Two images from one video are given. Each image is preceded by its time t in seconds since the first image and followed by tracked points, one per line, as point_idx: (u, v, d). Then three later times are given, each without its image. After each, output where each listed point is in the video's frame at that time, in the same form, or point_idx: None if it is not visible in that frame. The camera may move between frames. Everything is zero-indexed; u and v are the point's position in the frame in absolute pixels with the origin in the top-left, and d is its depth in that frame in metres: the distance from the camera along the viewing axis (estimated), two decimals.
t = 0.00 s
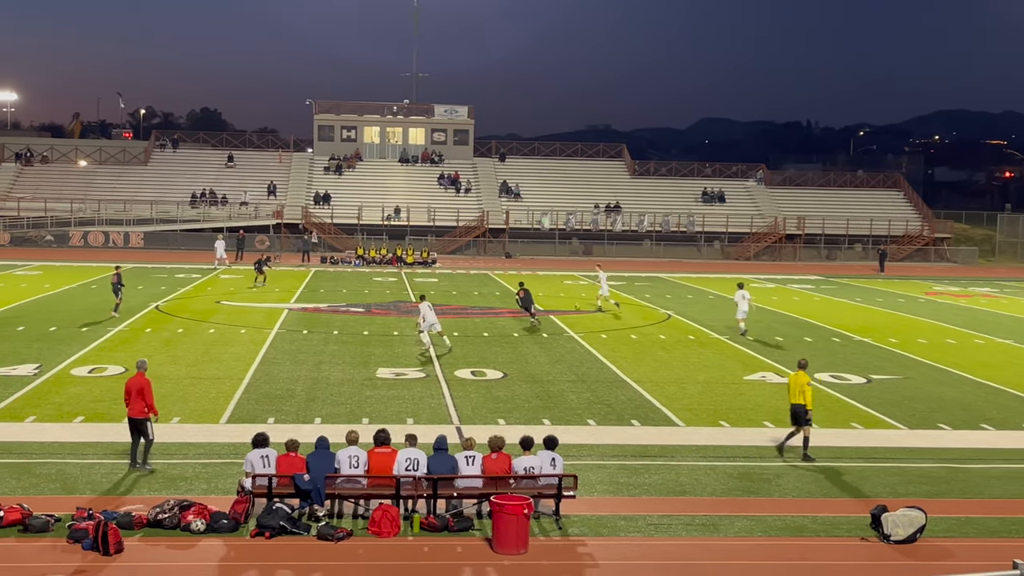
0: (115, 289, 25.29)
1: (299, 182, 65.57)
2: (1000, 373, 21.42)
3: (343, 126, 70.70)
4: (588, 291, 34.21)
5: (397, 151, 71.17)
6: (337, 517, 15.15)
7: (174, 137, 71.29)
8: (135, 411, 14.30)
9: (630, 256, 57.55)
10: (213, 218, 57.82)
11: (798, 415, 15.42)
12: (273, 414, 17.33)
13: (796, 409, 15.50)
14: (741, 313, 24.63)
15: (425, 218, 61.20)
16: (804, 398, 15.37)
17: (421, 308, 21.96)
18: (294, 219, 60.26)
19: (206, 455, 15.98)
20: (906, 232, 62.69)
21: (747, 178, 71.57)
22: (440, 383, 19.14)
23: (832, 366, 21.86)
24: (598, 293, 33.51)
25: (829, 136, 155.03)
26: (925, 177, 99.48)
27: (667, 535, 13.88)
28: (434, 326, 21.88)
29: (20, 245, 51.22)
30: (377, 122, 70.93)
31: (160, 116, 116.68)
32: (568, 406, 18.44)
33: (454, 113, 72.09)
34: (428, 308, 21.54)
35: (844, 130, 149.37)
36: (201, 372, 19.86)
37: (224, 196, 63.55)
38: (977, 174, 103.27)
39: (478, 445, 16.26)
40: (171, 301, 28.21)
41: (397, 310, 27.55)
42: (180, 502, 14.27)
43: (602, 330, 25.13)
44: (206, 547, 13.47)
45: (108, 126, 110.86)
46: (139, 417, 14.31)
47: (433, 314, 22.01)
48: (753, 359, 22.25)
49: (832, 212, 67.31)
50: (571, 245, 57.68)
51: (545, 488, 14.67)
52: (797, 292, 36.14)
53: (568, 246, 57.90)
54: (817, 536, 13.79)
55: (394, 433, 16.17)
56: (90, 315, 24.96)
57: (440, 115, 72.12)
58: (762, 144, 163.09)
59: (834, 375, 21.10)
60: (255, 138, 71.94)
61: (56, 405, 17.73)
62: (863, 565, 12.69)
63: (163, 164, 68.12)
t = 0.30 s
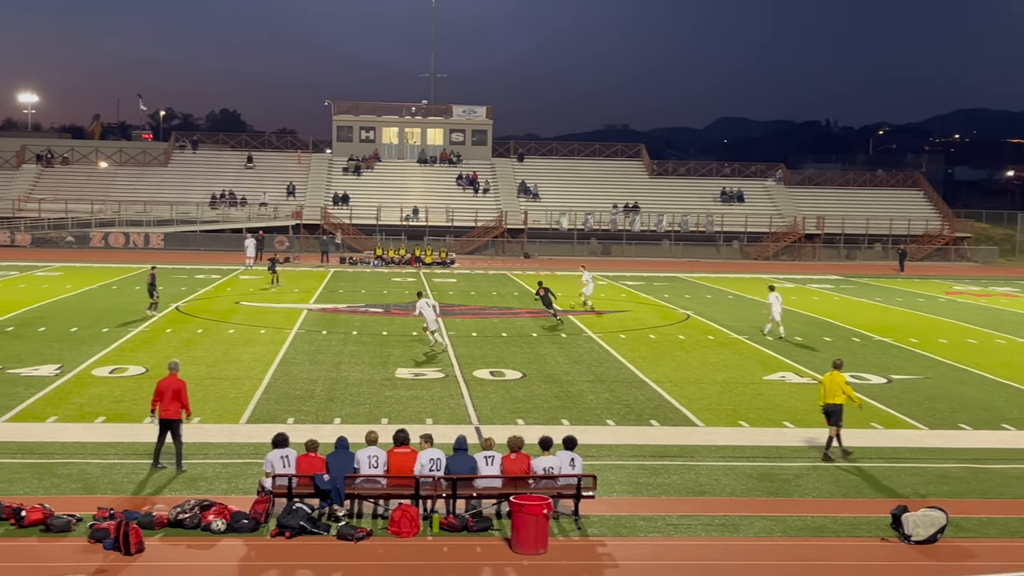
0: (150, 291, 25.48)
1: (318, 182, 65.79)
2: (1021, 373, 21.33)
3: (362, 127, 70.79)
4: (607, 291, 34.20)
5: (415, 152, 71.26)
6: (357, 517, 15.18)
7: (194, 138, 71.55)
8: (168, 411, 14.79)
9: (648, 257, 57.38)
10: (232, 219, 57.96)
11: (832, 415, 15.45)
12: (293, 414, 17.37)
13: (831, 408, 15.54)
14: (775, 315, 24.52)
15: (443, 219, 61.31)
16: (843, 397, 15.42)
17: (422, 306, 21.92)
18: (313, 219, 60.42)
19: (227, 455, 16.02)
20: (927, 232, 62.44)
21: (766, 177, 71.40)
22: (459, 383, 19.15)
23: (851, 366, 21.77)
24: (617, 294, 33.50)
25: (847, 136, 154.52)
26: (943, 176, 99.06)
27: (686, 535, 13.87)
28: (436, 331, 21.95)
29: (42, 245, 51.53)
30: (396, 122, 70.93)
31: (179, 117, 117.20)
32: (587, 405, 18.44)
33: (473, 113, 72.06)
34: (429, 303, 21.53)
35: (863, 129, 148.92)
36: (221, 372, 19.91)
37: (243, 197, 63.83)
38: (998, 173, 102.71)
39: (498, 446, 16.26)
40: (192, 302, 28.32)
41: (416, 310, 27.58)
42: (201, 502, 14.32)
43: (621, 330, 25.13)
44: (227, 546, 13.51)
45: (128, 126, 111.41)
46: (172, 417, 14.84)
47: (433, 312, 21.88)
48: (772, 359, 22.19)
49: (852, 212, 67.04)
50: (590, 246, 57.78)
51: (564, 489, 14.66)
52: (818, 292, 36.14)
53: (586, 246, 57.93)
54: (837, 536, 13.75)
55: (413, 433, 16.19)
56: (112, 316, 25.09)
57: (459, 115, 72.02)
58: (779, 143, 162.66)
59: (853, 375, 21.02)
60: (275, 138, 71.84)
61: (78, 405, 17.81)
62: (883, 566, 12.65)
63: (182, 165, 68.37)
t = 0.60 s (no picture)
0: (190, 289, 25.75)
1: (342, 183, 66.06)
2: None
3: (387, 128, 70.77)
4: (633, 291, 34.20)
5: (440, 152, 71.37)
6: (383, 517, 15.23)
7: (220, 140, 71.87)
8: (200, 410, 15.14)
9: (673, 256, 57.20)
10: (258, 220, 58.10)
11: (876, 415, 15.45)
12: (319, 414, 17.42)
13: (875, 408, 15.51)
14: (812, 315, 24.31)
15: (467, 219, 61.45)
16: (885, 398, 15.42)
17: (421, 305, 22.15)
18: (338, 221, 60.69)
19: (254, 455, 16.09)
20: (954, 231, 62.17)
21: (792, 176, 71.17)
22: (484, 383, 19.16)
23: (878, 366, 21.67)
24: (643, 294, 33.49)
25: (873, 135, 153.90)
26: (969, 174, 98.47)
27: (713, 536, 13.85)
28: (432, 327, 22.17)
29: (69, 246, 51.89)
30: (421, 123, 70.94)
31: (206, 119, 117.91)
32: (613, 405, 18.44)
33: (497, 113, 71.99)
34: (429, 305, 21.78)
35: (888, 127, 148.28)
36: (247, 372, 19.99)
37: (268, 198, 64.16)
38: None
39: (524, 446, 16.27)
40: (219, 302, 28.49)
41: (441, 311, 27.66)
42: (228, 502, 14.38)
43: (647, 330, 25.14)
44: (254, 546, 13.56)
45: (155, 128, 112.14)
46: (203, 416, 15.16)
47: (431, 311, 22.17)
48: (798, 360, 22.14)
49: (879, 212, 66.74)
50: (615, 246, 57.61)
51: (590, 489, 14.66)
52: (845, 292, 36.10)
53: (611, 246, 57.72)
54: (865, 537, 13.70)
55: (438, 433, 16.22)
56: (141, 317, 25.27)
57: (483, 116, 71.98)
58: (804, 142, 162.12)
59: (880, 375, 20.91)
60: (301, 139, 72.02)
61: (106, 405, 17.91)
62: (911, 566, 12.61)
63: (208, 167, 68.65)
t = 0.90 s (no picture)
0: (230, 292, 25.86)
1: (371, 183, 66.39)
2: None
3: (415, 128, 71.14)
4: (661, 291, 34.20)
5: (468, 153, 71.50)
6: (412, 517, 15.25)
7: (249, 141, 72.27)
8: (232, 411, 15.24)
9: (702, 256, 57.16)
10: (287, 221, 58.32)
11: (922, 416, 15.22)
12: (348, 414, 17.47)
13: (919, 408, 15.27)
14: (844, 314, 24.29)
15: (495, 219, 61.59)
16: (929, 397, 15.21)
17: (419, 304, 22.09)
18: (367, 222, 60.97)
19: (284, 455, 16.15)
20: (985, 231, 61.66)
21: (822, 176, 70.80)
22: (513, 384, 19.15)
23: (909, 365, 21.53)
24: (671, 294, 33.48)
25: (902, 134, 152.75)
26: (1000, 173, 97.62)
27: (742, 537, 13.79)
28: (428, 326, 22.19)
29: (100, 248, 52.43)
30: (449, 123, 71.26)
31: (236, 120, 118.76)
32: (641, 406, 18.41)
33: (525, 113, 71.97)
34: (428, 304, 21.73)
35: (918, 126, 147.33)
36: (276, 373, 20.07)
37: (296, 199, 64.57)
38: None
39: (552, 446, 16.25)
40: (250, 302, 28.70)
41: (469, 311, 27.74)
42: (258, 502, 14.43)
43: (675, 330, 25.10)
44: (283, 546, 13.62)
45: (186, 129, 113.09)
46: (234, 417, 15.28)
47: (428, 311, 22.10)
48: (827, 360, 22.06)
49: (910, 212, 66.26)
50: (643, 246, 57.51)
51: (619, 490, 14.61)
52: (873, 291, 35.96)
53: (639, 246, 57.56)
54: (896, 538, 13.60)
55: (467, 433, 16.21)
56: (172, 317, 25.49)
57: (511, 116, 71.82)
58: (832, 141, 161.40)
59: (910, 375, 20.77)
60: (329, 141, 72.30)
61: (136, 405, 18.04)
62: (943, 568, 12.52)
63: (237, 168, 69.08)
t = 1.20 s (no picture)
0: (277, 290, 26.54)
1: (401, 184, 66.70)
2: None
3: (446, 129, 71.37)
4: (692, 291, 34.14)
5: (498, 153, 71.66)
6: (443, 517, 15.25)
7: (280, 142, 72.70)
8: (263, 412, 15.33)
9: (735, 257, 57.07)
10: (319, 222, 58.65)
11: (971, 416, 15.08)
12: (379, 415, 17.50)
13: (968, 409, 15.13)
14: (875, 314, 24.32)
15: (526, 220, 61.71)
16: (979, 397, 15.10)
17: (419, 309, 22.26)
18: (398, 222, 61.17)
19: (315, 455, 16.20)
20: (1020, 231, 61.02)
21: (854, 175, 70.38)
22: (543, 384, 19.14)
23: (943, 366, 21.37)
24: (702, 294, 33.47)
25: (935, 133, 151.44)
26: None
27: (775, 538, 13.73)
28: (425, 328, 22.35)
29: (134, 249, 53.01)
30: (479, 124, 71.53)
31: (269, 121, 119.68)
32: (673, 407, 18.38)
33: (555, 114, 72.05)
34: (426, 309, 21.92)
35: (951, 126, 146.19)
36: (307, 373, 20.15)
37: (328, 200, 64.92)
38: None
39: (583, 447, 16.22)
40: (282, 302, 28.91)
41: (500, 311, 27.79)
42: (290, 502, 14.46)
43: (707, 330, 25.06)
44: (315, 546, 13.64)
45: (219, 131, 114.02)
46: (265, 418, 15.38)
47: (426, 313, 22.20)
48: (859, 360, 21.97)
49: (943, 213, 65.66)
50: (674, 246, 57.52)
51: (650, 491, 14.54)
52: (906, 291, 35.73)
53: (671, 246, 57.56)
54: (930, 540, 13.50)
55: (498, 434, 16.20)
56: (205, 317, 25.70)
57: (542, 116, 72.13)
58: (864, 141, 160.52)
59: (944, 376, 20.63)
60: (359, 142, 72.49)
61: (169, 405, 18.18)
62: (978, 570, 12.43)
63: (268, 169, 69.57)
